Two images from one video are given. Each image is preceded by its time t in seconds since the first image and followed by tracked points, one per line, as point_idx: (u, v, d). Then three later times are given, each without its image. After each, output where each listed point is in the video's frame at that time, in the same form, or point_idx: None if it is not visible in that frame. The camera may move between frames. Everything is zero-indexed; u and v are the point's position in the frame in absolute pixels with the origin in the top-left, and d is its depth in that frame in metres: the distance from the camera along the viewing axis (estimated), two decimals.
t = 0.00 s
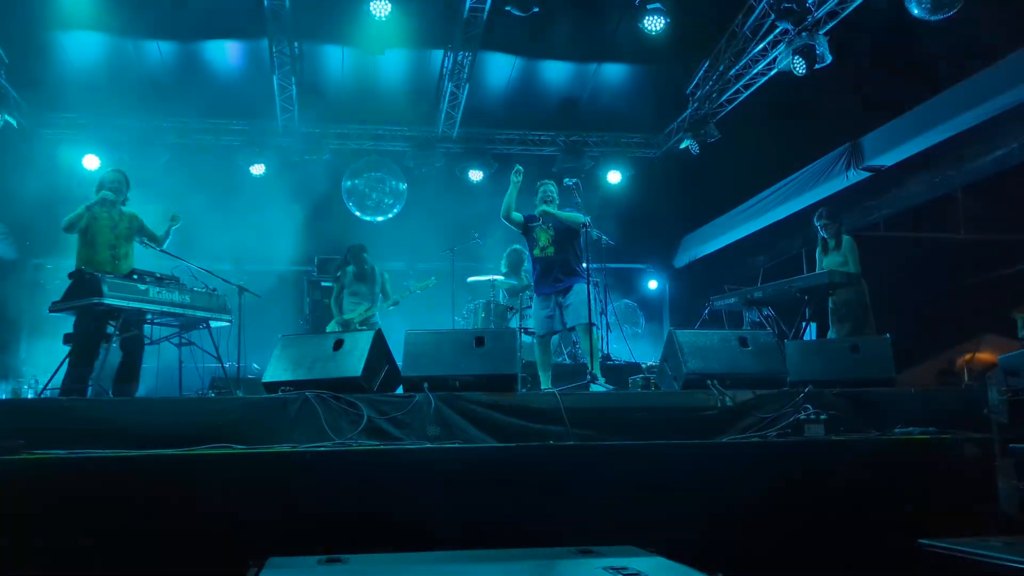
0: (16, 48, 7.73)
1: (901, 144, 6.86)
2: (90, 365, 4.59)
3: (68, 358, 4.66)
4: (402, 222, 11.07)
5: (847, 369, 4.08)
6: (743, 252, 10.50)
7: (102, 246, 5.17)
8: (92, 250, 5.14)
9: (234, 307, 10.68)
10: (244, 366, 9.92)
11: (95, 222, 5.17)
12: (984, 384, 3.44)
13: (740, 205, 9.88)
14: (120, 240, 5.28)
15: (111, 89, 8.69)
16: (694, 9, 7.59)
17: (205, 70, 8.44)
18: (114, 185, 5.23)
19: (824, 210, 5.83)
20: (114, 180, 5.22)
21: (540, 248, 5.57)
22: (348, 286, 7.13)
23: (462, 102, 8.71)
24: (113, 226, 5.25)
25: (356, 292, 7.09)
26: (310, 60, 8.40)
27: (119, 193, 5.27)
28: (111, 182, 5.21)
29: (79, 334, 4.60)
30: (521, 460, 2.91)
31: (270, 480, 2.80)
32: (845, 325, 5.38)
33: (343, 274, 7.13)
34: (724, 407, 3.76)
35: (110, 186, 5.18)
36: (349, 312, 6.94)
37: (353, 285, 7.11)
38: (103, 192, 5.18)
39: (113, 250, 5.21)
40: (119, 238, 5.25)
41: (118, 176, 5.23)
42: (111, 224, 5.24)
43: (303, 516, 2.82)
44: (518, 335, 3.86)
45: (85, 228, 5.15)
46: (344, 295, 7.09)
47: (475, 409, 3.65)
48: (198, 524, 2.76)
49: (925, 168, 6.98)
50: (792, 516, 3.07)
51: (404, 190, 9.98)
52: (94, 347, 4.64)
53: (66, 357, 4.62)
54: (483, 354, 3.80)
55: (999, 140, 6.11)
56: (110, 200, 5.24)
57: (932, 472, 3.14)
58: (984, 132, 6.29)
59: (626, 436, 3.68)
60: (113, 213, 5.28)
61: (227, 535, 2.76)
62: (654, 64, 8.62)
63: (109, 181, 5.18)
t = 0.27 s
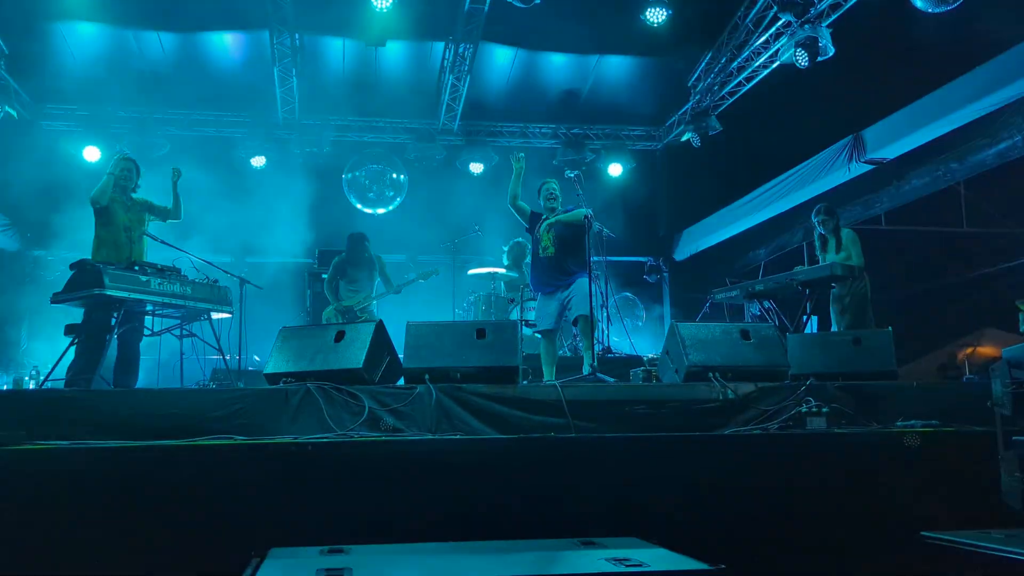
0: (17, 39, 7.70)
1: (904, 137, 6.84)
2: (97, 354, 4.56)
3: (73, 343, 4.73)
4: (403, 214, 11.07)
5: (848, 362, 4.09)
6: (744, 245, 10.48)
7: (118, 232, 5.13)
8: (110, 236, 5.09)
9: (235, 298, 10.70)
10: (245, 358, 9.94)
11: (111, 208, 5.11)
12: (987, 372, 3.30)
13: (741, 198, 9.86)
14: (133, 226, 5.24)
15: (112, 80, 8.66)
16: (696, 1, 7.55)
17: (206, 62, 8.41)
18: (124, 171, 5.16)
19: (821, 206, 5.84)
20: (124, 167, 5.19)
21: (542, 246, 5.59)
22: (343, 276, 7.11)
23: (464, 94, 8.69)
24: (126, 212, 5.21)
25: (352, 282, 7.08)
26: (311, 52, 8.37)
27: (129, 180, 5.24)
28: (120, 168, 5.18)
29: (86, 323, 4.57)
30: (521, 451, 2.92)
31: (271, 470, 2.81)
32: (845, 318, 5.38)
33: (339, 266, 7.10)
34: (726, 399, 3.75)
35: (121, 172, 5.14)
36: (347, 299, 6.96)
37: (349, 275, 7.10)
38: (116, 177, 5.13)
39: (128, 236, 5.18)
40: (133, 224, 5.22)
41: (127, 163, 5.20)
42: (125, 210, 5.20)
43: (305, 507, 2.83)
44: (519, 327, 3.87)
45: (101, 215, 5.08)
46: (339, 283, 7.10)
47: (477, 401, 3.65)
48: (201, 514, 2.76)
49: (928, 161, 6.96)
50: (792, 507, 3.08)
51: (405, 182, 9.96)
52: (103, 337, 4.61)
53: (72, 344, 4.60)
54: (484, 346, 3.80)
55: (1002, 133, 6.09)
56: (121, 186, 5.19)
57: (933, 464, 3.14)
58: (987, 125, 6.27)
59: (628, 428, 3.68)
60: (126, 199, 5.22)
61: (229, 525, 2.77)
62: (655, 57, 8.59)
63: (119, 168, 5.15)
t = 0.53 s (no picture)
0: (15, 35, 7.67)
1: (904, 134, 6.85)
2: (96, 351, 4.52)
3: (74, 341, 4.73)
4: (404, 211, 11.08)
5: (848, 359, 4.09)
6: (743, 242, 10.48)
7: (119, 232, 5.13)
8: (110, 236, 5.09)
9: (235, 295, 10.71)
10: (245, 354, 9.95)
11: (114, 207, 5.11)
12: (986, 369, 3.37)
13: (741, 195, 9.86)
14: (134, 226, 5.23)
15: (111, 76, 8.63)
16: None
17: (205, 58, 8.39)
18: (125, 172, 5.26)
19: (824, 201, 5.83)
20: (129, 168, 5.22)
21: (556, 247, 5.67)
22: (334, 276, 7.12)
23: (463, 91, 8.68)
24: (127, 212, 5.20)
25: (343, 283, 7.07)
26: (310, 49, 8.36)
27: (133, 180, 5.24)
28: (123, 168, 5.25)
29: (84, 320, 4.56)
30: (521, 448, 2.92)
31: (270, 466, 2.81)
32: (845, 314, 5.40)
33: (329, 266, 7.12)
34: (725, 396, 3.75)
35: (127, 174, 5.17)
36: (341, 300, 6.95)
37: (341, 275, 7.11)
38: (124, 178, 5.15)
39: (129, 236, 5.18)
40: (134, 224, 5.21)
41: (130, 163, 5.28)
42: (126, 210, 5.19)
43: (304, 503, 2.83)
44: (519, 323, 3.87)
45: (102, 214, 5.08)
46: (330, 282, 7.10)
47: (476, 398, 3.66)
48: (200, 511, 2.77)
49: (927, 159, 6.96)
50: (791, 505, 3.09)
51: (405, 178, 9.93)
52: (102, 334, 4.58)
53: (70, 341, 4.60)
54: (484, 343, 3.80)
55: (1001, 131, 6.09)
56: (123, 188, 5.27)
57: (932, 462, 3.14)
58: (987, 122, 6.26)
59: (627, 425, 3.68)
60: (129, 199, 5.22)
61: (229, 523, 2.78)
62: (655, 53, 8.58)
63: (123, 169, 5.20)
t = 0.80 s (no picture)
0: (16, 39, 7.69)
1: (903, 141, 6.86)
2: (90, 354, 4.56)
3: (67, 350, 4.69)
4: (405, 216, 11.09)
5: (847, 366, 4.09)
6: (744, 247, 10.48)
7: (110, 234, 5.12)
8: (101, 238, 5.08)
9: (235, 299, 10.73)
10: (245, 358, 9.96)
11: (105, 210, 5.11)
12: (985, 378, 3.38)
13: (741, 201, 9.87)
14: (126, 228, 5.23)
15: (112, 81, 8.66)
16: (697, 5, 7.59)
17: (206, 63, 8.42)
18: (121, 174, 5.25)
19: (820, 206, 5.83)
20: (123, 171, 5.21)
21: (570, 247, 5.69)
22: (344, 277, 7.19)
23: (464, 96, 8.69)
24: (120, 215, 5.20)
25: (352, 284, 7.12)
26: (311, 54, 8.38)
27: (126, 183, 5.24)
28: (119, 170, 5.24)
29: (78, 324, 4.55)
30: (521, 454, 2.92)
31: (270, 472, 2.81)
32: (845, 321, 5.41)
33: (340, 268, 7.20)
34: (725, 403, 3.75)
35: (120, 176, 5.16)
36: (345, 302, 6.97)
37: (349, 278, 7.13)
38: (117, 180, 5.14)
39: (120, 238, 5.17)
40: (126, 227, 5.21)
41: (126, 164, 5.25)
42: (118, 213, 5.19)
43: (304, 509, 2.83)
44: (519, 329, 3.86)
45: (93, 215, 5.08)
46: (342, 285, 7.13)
47: (476, 404, 3.65)
48: (200, 516, 2.76)
49: (928, 165, 6.97)
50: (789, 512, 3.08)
51: (405, 183, 9.93)
52: (94, 338, 4.60)
53: (66, 351, 4.56)
54: (483, 348, 3.80)
55: (1001, 138, 6.10)
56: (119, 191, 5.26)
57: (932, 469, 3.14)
58: (986, 130, 6.27)
59: (626, 431, 3.68)
60: (121, 202, 5.23)
61: (228, 528, 2.77)
62: (655, 59, 8.60)
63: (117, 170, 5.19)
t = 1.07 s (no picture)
0: (24, 50, 7.76)
1: (907, 156, 6.90)
2: (89, 366, 4.58)
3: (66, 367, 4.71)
4: (408, 228, 11.10)
5: (852, 380, 4.08)
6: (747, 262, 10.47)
7: (103, 242, 5.10)
8: (94, 246, 5.05)
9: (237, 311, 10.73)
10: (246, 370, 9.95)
11: (95, 216, 5.08)
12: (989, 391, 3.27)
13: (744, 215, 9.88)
14: (118, 236, 5.22)
15: (118, 92, 8.72)
16: (700, 20, 7.65)
17: (211, 75, 8.48)
18: (115, 182, 5.18)
19: (824, 224, 5.83)
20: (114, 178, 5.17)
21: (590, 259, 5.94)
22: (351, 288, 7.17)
23: (467, 109, 8.73)
24: (112, 222, 5.18)
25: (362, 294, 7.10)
26: (316, 66, 8.44)
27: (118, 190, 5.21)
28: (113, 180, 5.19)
29: (75, 337, 4.55)
30: (523, 467, 2.90)
31: (273, 482, 2.80)
32: (848, 335, 5.39)
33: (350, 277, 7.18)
34: (728, 417, 3.74)
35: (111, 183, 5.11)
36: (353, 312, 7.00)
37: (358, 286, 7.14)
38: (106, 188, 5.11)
39: (112, 246, 5.14)
40: (119, 235, 5.20)
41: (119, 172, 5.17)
42: (110, 220, 5.17)
43: (306, 520, 2.82)
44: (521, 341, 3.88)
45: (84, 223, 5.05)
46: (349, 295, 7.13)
47: (479, 416, 3.63)
48: (201, 526, 2.75)
49: (931, 180, 6.97)
50: (794, 528, 3.06)
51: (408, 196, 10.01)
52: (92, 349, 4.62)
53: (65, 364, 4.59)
54: (486, 360, 3.81)
55: (1004, 153, 6.11)
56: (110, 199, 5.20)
57: (938, 483, 3.11)
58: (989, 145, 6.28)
59: (629, 444, 3.67)
60: (112, 209, 5.21)
61: (229, 540, 2.76)
62: (658, 73, 8.63)
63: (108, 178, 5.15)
